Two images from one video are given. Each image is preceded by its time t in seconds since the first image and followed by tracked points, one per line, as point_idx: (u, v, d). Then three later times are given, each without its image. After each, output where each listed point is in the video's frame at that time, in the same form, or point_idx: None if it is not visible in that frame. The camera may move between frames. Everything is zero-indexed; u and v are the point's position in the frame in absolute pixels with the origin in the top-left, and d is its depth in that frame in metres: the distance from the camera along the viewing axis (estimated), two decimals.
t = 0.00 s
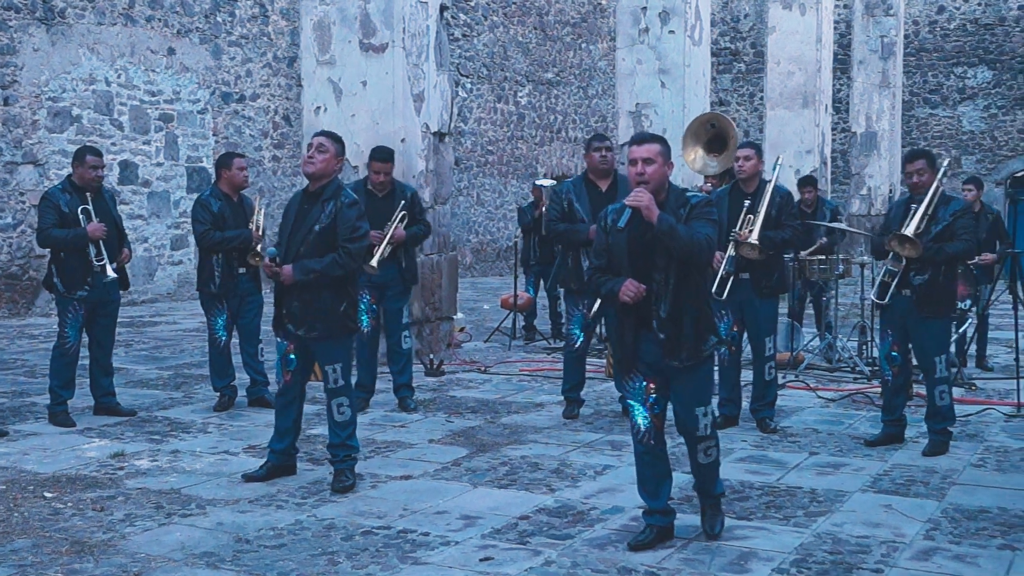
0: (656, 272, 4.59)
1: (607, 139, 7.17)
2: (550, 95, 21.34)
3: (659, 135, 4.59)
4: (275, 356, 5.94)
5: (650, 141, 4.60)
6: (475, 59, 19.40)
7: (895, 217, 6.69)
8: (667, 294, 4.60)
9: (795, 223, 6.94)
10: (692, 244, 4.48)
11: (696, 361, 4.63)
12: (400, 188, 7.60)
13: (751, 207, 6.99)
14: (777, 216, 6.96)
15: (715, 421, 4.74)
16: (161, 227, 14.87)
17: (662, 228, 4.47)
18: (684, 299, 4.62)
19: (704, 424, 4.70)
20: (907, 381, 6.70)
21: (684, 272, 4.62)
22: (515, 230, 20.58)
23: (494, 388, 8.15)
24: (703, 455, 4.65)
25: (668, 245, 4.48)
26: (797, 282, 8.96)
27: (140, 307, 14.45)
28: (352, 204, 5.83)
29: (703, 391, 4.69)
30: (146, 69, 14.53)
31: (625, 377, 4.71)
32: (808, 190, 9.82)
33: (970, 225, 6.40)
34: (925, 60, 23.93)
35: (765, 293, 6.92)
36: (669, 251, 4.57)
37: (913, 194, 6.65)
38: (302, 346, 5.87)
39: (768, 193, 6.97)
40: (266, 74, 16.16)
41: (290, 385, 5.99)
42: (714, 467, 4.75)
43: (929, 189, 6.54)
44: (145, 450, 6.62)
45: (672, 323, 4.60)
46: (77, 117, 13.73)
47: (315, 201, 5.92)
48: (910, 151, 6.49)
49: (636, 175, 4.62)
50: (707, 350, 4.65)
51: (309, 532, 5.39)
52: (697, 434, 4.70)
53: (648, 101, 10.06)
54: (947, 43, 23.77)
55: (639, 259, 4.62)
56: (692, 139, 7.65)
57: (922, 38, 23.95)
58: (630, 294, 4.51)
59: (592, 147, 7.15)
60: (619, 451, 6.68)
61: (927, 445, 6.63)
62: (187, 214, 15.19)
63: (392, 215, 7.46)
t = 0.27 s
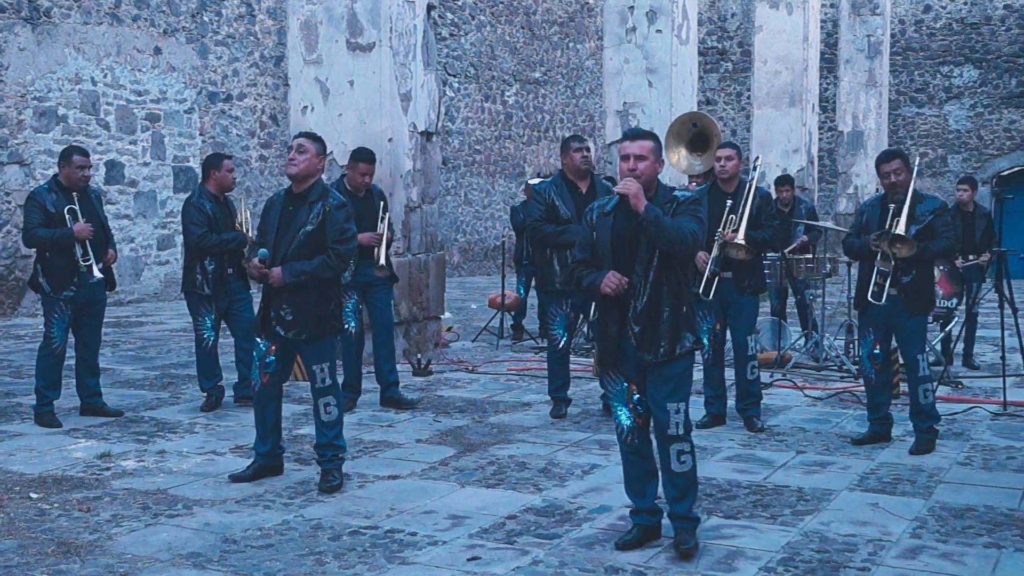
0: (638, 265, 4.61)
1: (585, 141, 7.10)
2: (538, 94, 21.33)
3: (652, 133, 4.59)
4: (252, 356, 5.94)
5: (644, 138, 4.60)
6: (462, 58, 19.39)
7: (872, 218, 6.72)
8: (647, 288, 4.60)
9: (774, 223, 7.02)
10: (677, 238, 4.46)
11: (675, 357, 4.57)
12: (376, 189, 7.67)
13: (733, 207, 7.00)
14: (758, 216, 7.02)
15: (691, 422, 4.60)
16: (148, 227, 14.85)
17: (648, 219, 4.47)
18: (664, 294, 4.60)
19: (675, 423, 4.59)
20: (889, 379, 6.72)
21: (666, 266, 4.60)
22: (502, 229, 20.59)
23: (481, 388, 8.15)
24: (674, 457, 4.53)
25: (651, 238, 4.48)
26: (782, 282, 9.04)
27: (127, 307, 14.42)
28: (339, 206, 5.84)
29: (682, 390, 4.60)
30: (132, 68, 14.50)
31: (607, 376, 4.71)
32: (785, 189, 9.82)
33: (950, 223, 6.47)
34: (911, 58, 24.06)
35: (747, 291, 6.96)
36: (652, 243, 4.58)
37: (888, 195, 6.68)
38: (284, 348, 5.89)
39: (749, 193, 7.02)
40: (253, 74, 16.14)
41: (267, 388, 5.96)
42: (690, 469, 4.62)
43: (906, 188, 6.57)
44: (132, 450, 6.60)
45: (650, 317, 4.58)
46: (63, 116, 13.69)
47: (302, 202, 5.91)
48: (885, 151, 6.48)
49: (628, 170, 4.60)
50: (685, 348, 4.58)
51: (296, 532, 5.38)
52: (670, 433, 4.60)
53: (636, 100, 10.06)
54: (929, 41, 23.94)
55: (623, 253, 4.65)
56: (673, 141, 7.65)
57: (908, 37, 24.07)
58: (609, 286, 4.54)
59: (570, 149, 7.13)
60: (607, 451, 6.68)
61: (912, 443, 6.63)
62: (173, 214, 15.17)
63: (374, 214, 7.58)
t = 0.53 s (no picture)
0: (623, 266, 4.56)
1: (565, 142, 7.16)
2: (524, 96, 21.35)
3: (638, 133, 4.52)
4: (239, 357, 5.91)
5: (631, 139, 4.54)
6: (449, 59, 19.39)
7: (852, 222, 6.73)
8: (631, 289, 4.55)
9: (756, 224, 7.08)
10: (663, 239, 4.43)
11: (658, 358, 4.53)
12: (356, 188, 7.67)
13: (717, 210, 7.01)
14: (740, 217, 7.07)
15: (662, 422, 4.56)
16: (134, 227, 14.84)
17: (635, 219, 4.42)
18: (649, 295, 4.56)
19: (646, 421, 4.54)
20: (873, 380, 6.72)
21: (651, 268, 4.56)
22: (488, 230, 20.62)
23: (467, 389, 8.15)
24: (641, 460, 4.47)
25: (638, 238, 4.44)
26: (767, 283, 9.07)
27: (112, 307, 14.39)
28: (322, 204, 5.86)
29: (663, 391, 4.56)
30: (118, 68, 14.48)
31: (591, 379, 4.66)
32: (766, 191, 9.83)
33: (930, 225, 6.55)
34: (897, 61, 24.11)
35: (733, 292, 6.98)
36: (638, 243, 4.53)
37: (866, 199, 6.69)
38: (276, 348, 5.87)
39: (731, 195, 7.05)
40: (239, 74, 16.13)
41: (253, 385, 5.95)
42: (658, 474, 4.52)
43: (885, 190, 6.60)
44: (117, 451, 6.59)
45: (634, 318, 4.54)
46: (49, 116, 13.65)
47: (283, 204, 5.87)
48: (863, 156, 6.48)
49: (615, 171, 4.53)
50: (668, 349, 4.55)
51: (282, 533, 5.37)
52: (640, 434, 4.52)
53: (623, 102, 10.07)
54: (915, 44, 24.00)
55: (608, 254, 4.60)
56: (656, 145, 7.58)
57: (895, 40, 24.13)
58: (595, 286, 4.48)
59: (551, 149, 7.15)
60: (593, 452, 6.68)
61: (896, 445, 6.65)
62: (159, 214, 15.17)
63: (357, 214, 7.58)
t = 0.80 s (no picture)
0: (611, 267, 4.53)
1: (550, 141, 7.11)
2: (512, 95, 21.34)
3: (626, 132, 4.51)
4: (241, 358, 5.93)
5: (619, 138, 4.52)
6: (436, 59, 19.35)
7: (839, 220, 6.74)
8: (619, 291, 4.51)
9: (743, 223, 7.08)
10: (650, 239, 4.37)
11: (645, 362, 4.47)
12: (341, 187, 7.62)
13: (704, 207, 6.98)
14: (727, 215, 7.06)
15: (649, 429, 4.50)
16: (121, 227, 14.81)
17: (622, 219, 4.38)
18: (637, 297, 4.52)
19: (631, 427, 4.50)
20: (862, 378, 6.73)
21: (640, 269, 4.52)
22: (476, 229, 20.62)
23: (456, 388, 8.16)
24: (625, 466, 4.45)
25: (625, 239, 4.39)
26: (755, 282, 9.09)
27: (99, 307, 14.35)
28: (307, 201, 5.86)
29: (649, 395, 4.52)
30: (105, 68, 14.44)
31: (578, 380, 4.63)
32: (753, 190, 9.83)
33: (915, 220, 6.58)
34: (885, 60, 24.12)
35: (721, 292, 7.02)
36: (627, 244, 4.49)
37: (853, 196, 6.71)
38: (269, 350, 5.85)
39: (718, 193, 7.03)
40: (227, 73, 16.10)
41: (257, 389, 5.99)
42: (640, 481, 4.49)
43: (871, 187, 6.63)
44: (105, 451, 6.58)
45: (621, 320, 4.49)
46: (36, 116, 13.61)
47: (267, 203, 5.87)
48: (848, 153, 6.48)
49: (603, 171, 4.52)
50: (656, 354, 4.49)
51: (270, 533, 5.36)
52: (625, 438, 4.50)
53: (610, 101, 10.08)
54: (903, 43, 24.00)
55: (597, 254, 4.56)
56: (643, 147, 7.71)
57: (881, 39, 24.14)
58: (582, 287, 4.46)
59: (537, 149, 7.12)
60: (581, 451, 6.69)
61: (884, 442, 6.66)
62: (146, 214, 15.15)
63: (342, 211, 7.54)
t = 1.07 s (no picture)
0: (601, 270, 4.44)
1: (544, 142, 7.11)
2: (501, 94, 21.35)
3: (621, 132, 4.42)
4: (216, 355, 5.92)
5: (614, 137, 4.43)
6: (425, 58, 19.33)
7: (830, 222, 6.76)
8: (608, 296, 4.44)
9: (733, 224, 7.07)
10: (641, 243, 4.30)
11: (632, 369, 4.44)
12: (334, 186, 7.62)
13: (693, 209, 7.00)
14: (716, 216, 7.06)
15: (633, 435, 4.48)
16: (109, 225, 14.79)
17: (613, 220, 4.29)
18: (625, 302, 4.47)
19: (615, 433, 4.46)
20: (849, 379, 6.74)
21: (629, 275, 4.46)
22: (465, 229, 20.63)
23: (445, 387, 8.15)
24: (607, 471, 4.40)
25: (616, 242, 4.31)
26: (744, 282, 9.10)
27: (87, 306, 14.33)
28: (300, 208, 5.83)
29: (633, 401, 4.49)
30: (93, 66, 14.41)
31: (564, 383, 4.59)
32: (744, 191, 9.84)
33: (907, 225, 6.56)
34: (873, 61, 24.14)
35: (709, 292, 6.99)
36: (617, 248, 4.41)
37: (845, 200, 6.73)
38: (247, 349, 5.86)
39: (707, 194, 7.05)
40: (215, 71, 16.08)
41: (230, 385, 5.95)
42: (625, 485, 4.45)
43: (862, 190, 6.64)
44: (93, 450, 6.57)
45: (610, 325, 4.44)
46: (23, 114, 13.57)
47: (261, 203, 5.88)
48: (841, 155, 6.53)
49: (596, 170, 4.43)
50: (643, 360, 4.47)
51: (258, 532, 5.36)
52: (608, 443, 4.46)
53: (599, 101, 10.08)
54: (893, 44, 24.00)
55: (586, 255, 4.48)
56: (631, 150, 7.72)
57: (870, 39, 24.15)
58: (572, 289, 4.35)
59: (530, 150, 7.13)
60: (569, 451, 6.69)
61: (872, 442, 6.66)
62: (134, 212, 15.14)
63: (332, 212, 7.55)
